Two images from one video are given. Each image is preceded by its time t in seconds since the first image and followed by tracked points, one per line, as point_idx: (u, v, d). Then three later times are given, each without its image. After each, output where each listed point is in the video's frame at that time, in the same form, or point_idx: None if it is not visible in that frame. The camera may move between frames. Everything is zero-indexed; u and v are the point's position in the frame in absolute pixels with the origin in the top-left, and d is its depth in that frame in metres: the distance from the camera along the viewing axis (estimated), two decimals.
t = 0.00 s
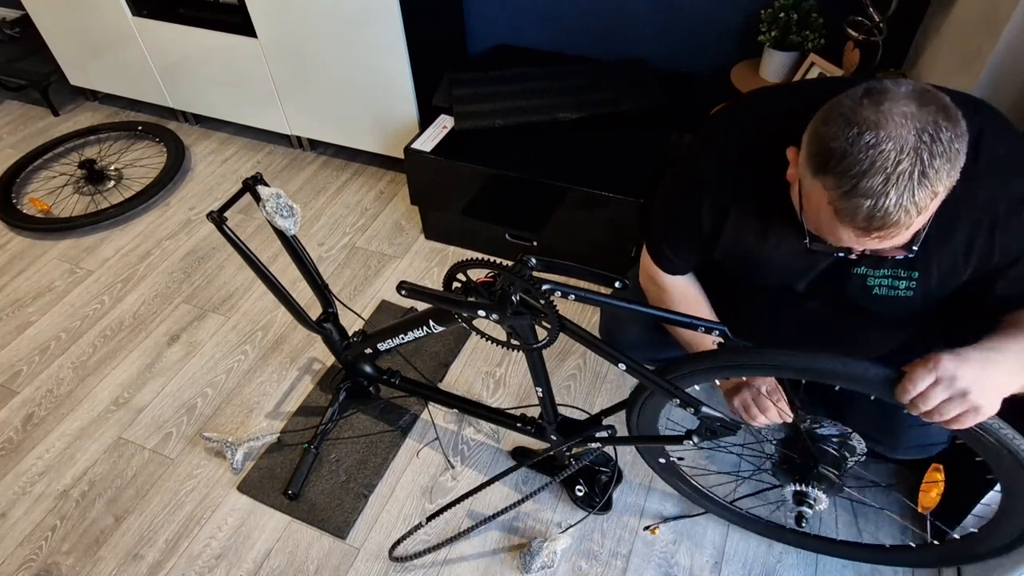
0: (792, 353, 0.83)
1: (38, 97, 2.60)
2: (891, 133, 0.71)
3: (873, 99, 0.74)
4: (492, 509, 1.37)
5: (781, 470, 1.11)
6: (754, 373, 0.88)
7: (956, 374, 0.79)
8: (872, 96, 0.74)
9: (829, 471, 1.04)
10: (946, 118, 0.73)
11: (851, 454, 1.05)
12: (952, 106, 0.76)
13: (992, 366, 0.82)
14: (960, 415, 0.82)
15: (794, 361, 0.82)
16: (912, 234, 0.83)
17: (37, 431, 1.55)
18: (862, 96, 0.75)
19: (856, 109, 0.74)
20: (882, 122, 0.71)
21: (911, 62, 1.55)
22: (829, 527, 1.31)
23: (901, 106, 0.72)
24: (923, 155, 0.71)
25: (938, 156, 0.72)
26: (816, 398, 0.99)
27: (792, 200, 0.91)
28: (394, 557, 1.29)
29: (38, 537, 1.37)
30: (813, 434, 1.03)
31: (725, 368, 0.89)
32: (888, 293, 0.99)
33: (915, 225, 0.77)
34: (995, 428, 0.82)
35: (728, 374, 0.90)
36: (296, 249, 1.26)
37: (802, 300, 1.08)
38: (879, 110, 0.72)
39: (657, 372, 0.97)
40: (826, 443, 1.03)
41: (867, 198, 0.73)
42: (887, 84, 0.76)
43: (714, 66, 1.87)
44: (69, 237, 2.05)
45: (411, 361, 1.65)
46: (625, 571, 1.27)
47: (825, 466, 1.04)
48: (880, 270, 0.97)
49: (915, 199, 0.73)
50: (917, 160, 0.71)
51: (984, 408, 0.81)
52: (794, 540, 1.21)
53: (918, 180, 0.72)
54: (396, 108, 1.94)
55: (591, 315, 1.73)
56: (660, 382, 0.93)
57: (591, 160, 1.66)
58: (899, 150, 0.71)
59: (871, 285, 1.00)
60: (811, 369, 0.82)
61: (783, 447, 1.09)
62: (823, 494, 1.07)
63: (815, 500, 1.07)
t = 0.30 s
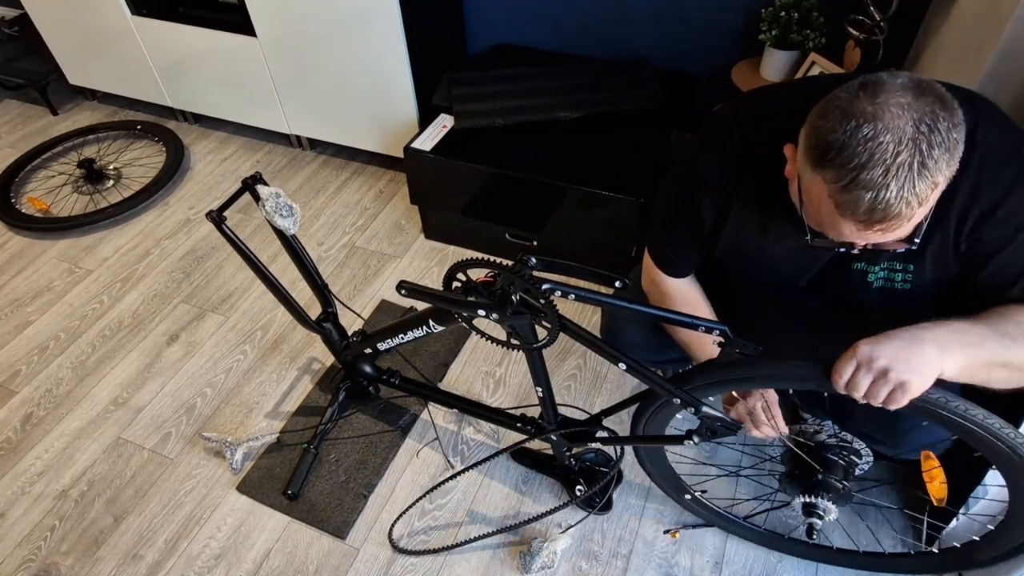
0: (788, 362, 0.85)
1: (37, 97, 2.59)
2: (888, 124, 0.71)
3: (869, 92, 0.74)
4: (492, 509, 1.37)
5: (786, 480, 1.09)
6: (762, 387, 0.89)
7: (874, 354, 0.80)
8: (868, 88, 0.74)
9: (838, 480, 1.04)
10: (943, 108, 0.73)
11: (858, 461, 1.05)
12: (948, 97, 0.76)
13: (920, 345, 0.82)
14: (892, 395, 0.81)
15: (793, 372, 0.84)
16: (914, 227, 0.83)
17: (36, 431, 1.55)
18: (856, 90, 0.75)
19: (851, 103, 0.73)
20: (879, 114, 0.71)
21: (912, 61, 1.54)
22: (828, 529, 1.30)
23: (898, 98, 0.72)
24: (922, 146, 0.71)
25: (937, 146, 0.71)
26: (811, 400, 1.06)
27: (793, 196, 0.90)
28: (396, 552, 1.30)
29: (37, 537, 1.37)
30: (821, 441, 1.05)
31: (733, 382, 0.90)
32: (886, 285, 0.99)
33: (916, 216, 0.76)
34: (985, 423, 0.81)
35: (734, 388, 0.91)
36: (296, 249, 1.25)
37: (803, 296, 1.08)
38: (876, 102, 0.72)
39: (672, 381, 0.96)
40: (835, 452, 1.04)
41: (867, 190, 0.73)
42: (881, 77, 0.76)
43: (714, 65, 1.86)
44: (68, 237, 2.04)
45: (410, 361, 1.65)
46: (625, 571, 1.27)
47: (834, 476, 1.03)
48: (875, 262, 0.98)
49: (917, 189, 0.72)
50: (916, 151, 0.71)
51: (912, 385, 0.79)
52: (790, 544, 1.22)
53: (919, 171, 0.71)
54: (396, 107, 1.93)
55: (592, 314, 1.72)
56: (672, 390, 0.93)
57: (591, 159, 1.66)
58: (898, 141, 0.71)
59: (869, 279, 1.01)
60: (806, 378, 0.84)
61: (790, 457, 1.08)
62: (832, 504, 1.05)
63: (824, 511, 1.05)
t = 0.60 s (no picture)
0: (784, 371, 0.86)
1: (40, 98, 2.61)
2: (889, 141, 0.72)
3: (869, 105, 0.74)
4: (492, 508, 1.38)
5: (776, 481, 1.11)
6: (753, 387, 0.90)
7: (857, 354, 0.82)
8: (868, 101, 0.75)
9: (827, 482, 1.04)
10: (943, 123, 0.73)
11: (847, 464, 1.05)
12: (948, 109, 0.77)
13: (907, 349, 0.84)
14: (874, 396, 0.83)
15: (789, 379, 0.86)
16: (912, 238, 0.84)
17: (39, 430, 1.56)
18: (857, 102, 0.75)
19: (852, 117, 0.74)
20: (879, 130, 0.72)
21: (911, 63, 1.55)
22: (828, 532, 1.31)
23: (898, 113, 0.73)
24: (922, 163, 0.72)
25: (936, 163, 0.72)
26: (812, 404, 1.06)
27: (791, 205, 0.91)
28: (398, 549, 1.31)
29: (40, 536, 1.38)
30: (809, 444, 1.06)
31: (723, 379, 0.91)
32: (884, 291, 1.00)
33: (915, 231, 0.77)
34: (971, 430, 0.82)
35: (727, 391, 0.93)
36: (297, 250, 1.26)
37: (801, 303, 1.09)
38: (876, 117, 0.73)
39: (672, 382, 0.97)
40: (825, 454, 1.05)
41: (866, 207, 0.74)
42: (881, 90, 0.76)
43: (714, 65, 1.87)
44: (70, 238, 2.05)
45: (411, 361, 1.66)
46: (624, 569, 1.28)
47: (824, 478, 1.04)
48: (874, 269, 0.98)
49: (916, 206, 0.73)
50: (916, 168, 0.72)
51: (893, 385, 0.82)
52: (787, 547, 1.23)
53: (918, 188, 0.72)
54: (396, 108, 1.94)
55: (591, 315, 1.73)
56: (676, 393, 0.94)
57: (591, 161, 1.67)
58: (898, 158, 0.72)
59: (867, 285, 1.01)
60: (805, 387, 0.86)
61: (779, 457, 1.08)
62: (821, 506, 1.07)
63: (812, 513, 1.07)
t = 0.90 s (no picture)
0: (782, 373, 0.86)
1: (40, 98, 2.61)
2: (889, 141, 0.72)
3: (870, 106, 0.74)
4: (492, 508, 1.38)
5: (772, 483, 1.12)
6: (756, 393, 0.91)
7: None
8: (869, 102, 0.75)
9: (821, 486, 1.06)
10: (944, 124, 0.74)
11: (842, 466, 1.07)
12: (949, 112, 0.77)
13: None
14: None
15: (787, 382, 0.86)
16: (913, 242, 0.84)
17: (38, 430, 1.56)
18: (857, 104, 0.76)
19: (852, 118, 0.74)
20: (879, 130, 0.72)
21: (910, 63, 1.55)
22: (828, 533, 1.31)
23: (899, 114, 0.73)
24: (923, 164, 0.72)
25: (937, 164, 0.72)
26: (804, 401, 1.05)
27: (791, 207, 0.91)
28: (398, 549, 1.31)
29: (40, 536, 1.38)
30: (805, 446, 1.06)
31: (733, 388, 0.92)
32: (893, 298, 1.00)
33: (915, 233, 0.77)
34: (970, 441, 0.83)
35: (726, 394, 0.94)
36: (298, 250, 1.26)
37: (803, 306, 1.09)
38: (876, 117, 0.73)
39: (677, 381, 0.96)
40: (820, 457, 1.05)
41: (866, 208, 0.74)
42: (882, 91, 0.76)
43: (714, 65, 1.87)
44: (70, 238, 2.05)
45: (411, 361, 1.66)
46: (625, 569, 1.28)
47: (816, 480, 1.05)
48: (881, 275, 0.97)
49: (916, 208, 0.73)
50: (916, 168, 0.72)
51: None
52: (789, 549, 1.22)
53: (918, 189, 0.72)
54: (396, 108, 1.94)
55: (591, 315, 1.74)
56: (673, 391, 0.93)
57: (591, 161, 1.67)
58: (898, 159, 0.72)
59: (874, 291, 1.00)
60: (801, 387, 0.86)
61: (774, 459, 1.10)
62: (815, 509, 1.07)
63: (806, 515, 1.07)
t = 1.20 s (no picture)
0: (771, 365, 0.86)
1: (40, 98, 2.61)
2: (904, 135, 0.72)
3: (885, 102, 0.75)
4: (492, 508, 1.38)
5: (762, 477, 1.10)
6: (753, 386, 0.89)
7: None
8: (884, 98, 0.75)
9: (811, 479, 1.05)
10: (959, 123, 0.74)
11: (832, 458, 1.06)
12: (964, 112, 0.77)
13: None
14: None
15: (780, 374, 0.85)
16: (920, 240, 0.84)
17: (38, 430, 1.56)
18: (873, 99, 0.76)
19: (867, 112, 0.74)
20: (894, 124, 0.72)
21: (910, 63, 1.55)
22: (828, 531, 1.31)
23: (914, 110, 0.73)
24: (935, 160, 0.72)
25: (950, 161, 0.72)
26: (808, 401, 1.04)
27: (798, 204, 0.91)
28: (397, 549, 1.31)
29: (40, 536, 1.38)
30: (795, 441, 1.05)
31: (729, 381, 0.91)
32: (896, 302, 1.00)
33: (923, 230, 0.77)
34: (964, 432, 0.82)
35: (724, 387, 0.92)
36: (298, 250, 1.26)
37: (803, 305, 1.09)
38: (891, 113, 0.73)
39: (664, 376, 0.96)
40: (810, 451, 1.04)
41: (875, 202, 0.73)
42: (899, 88, 0.77)
43: (714, 65, 1.87)
44: (70, 238, 2.05)
45: (411, 361, 1.66)
46: (625, 570, 1.28)
47: (807, 474, 1.04)
48: (887, 281, 0.98)
49: (926, 204, 0.73)
50: (929, 164, 0.72)
51: None
52: (789, 546, 1.22)
53: (930, 185, 0.72)
54: (396, 108, 1.94)
55: (591, 315, 1.74)
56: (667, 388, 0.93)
57: (591, 161, 1.67)
58: (911, 153, 0.72)
59: (879, 294, 1.00)
60: (797, 380, 0.85)
61: (764, 455, 1.08)
62: (806, 503, 1.08)
63: (798, 509, 1.08)
